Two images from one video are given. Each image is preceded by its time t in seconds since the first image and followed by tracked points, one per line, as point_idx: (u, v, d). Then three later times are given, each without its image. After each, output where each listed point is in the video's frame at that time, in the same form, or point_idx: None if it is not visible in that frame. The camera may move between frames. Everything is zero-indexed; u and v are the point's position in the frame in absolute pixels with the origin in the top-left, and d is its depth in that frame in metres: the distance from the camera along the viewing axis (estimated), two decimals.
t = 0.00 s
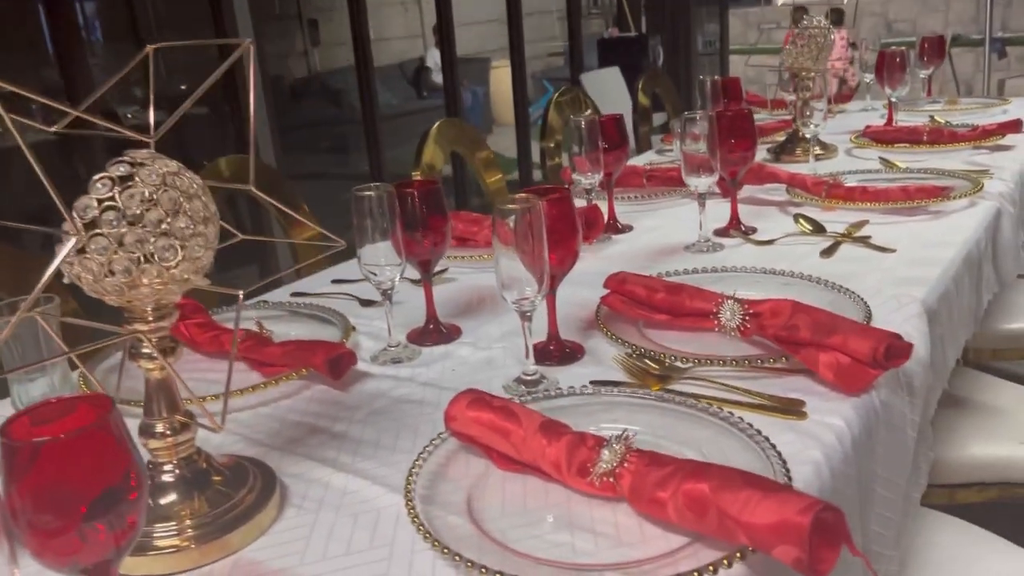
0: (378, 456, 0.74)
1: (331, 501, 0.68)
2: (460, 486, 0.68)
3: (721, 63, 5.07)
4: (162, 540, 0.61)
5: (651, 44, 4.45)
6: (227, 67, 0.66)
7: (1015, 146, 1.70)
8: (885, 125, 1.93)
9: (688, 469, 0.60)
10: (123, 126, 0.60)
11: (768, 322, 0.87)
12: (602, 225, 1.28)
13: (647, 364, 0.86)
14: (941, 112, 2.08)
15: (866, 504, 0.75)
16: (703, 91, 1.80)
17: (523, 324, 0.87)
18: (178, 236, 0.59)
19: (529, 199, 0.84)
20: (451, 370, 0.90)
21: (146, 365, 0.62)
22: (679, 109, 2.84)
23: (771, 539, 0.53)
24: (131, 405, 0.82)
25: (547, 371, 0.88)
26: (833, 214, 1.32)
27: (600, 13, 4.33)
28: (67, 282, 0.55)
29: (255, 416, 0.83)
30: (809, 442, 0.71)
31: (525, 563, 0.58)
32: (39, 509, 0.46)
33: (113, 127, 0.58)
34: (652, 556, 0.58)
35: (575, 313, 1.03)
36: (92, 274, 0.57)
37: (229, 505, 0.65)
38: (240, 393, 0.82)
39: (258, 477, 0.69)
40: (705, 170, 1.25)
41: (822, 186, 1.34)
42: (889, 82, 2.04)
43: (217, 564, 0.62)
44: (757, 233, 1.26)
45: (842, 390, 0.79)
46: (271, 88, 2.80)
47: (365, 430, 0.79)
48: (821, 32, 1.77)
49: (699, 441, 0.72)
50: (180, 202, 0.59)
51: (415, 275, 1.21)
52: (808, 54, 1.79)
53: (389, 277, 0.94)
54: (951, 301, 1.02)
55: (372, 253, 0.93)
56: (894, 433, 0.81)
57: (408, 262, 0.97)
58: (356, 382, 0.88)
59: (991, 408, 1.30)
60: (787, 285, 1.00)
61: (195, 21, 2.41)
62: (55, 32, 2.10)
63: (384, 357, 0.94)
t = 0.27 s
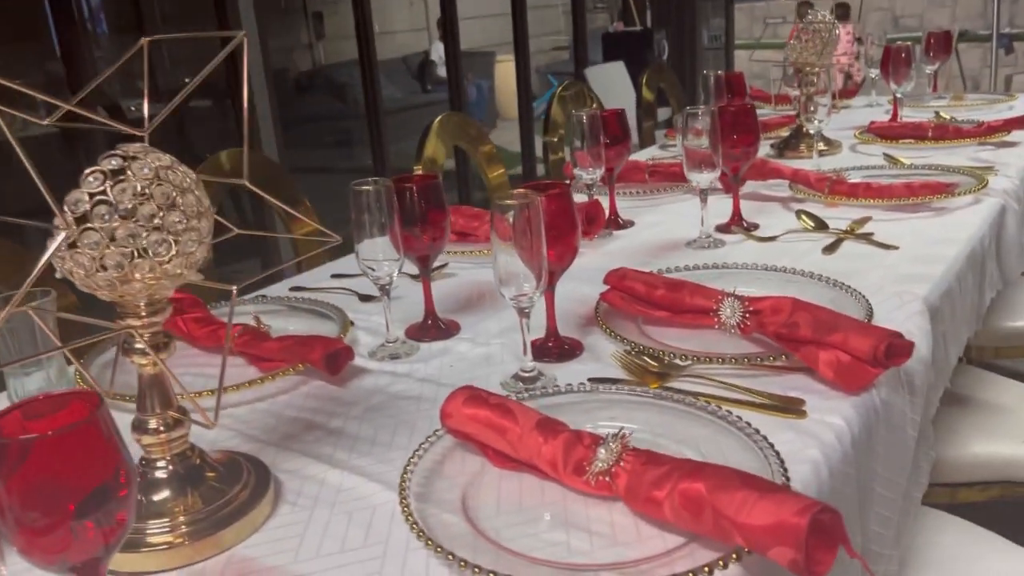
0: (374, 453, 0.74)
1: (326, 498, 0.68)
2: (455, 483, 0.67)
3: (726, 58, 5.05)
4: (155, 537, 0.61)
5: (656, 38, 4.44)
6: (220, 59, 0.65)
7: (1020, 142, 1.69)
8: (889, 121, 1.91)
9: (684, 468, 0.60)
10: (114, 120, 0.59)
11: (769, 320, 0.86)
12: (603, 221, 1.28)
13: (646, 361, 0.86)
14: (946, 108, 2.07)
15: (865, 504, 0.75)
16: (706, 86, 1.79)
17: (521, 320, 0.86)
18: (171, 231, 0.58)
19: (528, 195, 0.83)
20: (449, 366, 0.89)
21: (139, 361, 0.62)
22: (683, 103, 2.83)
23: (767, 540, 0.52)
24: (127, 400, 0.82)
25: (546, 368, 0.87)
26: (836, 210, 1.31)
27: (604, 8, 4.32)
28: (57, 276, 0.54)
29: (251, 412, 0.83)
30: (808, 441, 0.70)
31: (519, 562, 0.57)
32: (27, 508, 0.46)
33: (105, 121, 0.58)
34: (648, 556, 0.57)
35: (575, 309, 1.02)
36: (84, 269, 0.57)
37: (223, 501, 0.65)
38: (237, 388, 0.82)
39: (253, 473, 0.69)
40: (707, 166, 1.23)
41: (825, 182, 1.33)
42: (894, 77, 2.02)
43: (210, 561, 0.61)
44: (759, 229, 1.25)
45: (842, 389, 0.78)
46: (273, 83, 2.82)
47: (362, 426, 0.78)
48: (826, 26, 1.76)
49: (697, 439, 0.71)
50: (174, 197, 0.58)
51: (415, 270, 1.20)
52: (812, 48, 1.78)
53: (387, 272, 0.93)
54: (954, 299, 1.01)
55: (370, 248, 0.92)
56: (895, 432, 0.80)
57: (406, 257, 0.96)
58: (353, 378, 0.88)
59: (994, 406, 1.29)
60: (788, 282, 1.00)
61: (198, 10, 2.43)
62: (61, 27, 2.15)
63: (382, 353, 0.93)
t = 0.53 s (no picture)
0: (365, 455, 0.72)
1: (315, 502, 0.66)
2: (446, 488, 0.66)
3: (733, 54, 5.02)
4: (140, 541, 0.60)
5: (662, 33, 4.42)
6: (205, 56, 0.64)
7: None
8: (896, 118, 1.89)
9: (678, 476, 0.59)
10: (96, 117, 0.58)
11: (769, 322, 0.85)
12: (604, 219, 1.26)
13: (644, 363, 0.84)
14: (954, 106, 2.05)
15: (865, 510, 0.74)
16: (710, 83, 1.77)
17: (517, 321, 0.85)
18: (153, 231, 0.57)
19: (525, 194, 0.82)
20: (444, 367, 0.88)
21: (125, 362, 0.60)
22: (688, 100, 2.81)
23: (762, 552, 0.51)
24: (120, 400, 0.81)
25: (542, 369, 0.86)
26: (840, 209, 1.30)
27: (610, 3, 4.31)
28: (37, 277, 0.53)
29: (243, 412, 0.82)
30: (807, 447, 0.69)
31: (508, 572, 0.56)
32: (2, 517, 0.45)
33: (87, 119, 0.56)
34: (640, 566, 0.56)
35: (573, 309, 1.01)
36: (66, 269, 0.56)
37: (211, 505, 0.64)
38: (228, 388, 0.81)
39: (241, 476, 0.68)
40: (709, 164, 1.21)
41: (830, 181, 1.32)
42: (901, 75, 1.99)
43: (194, 567, 0.60)
44: (762, 228, 1.24)
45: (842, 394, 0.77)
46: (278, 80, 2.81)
47: (354, 428, 0.77)
48: (832, 23, 1.74)
49: (693, 444, 0.70)
50: (159, 196, 0.57)
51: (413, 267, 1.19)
52: (819, 45, 1.76)
53: (382, 272, 0.92)
54: (959, 302, 1.00)
55: (366, 246, 0.91)
56: (896, 438, 0.79)
57: (402, 255, 0.95)
58: (347, 378, 0.87)
59: (999, 408, 1.28)
60: (790, 283, 0.98)
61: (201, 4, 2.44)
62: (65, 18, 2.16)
63: (377, 352, 0.92)
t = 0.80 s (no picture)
0: (359, 459, 0.71)
1: (306, 508, 0.65)
2: (440, 494, 0.65)
3: (740, 51, 5.00)
4: (128, 548, 0.59)
5: (667, 30, 4.40)
6: (193, 53, 0.63)
7: None
8: (903, 117, 1.87)
9: (676, 484, 0.57)
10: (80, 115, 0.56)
11: (772, 325, 0.83)
12: (606, 218, 1.25)
13: (644, 366, 0.83)
14: (962, 105, 2.03)
15: (868, 518, 0.72)
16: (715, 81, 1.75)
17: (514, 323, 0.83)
18: (141, 231, 0.56)
19: (523, 194, 0.81)
20: (441, 368, 0.87)
21: (112, 366, 0.59)
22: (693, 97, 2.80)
23: (761, 564, 0.50)
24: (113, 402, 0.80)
25: (540, 371, 0.85)
26: (845, 209, 1.28)
27: None
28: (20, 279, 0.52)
29: (236, 414, 0.80)
30: (808, 454, 0.68)
31: None
32: None
33: (72, 118, 0.55)
34: None
35: (573, 310, 0.99)
36: (51, 271, 0.54)
37: (200, 510, 0.62)
38: (222, 389, 0.80)
39: (231, 480, 0.67)
40: (712, 162, 1.19)
41: (835, 180, 1.30)
42: (908, 72, 1.97)
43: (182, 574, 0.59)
44: (766, 228, 1.22)
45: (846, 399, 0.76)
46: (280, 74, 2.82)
47: (348, 431, 0.76)
48: (839, 19, 1.71)
49: (692, 449, 0.69)
50: (146, 195, 0.56)
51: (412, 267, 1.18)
52: (826, 42, 1.74)
53: (378, 272, 0.91)
54: (966, 304, 0.98)
55: (362, 245, 0.89)
56: (901, 445, 0.77)
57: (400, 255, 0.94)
58: (342, 379, 0.86)
59: (1006, 411, 1.26)
60: (793, 285, 0.97)
61: None
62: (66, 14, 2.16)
63: (373, 353, 0.91)
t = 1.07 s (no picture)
0: (351, 466, 0.70)
1: (296, 516, 0.64)
2: (433, 503, 0.63)
3: (746, 48, 4.97)
4: (113, 557, 0.58)
5: (673, 26, 4.39)
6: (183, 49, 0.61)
7: None
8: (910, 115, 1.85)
9: (674, 496, 0.56)
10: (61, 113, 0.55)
11: (774, 329, 0.82)
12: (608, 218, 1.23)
13: (643, 371, 0.82)
14: (969, 103, 2.01)
15: (871, 528, 0.71)
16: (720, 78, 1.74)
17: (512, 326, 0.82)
18: (124, 233, 0.54)
19: (520, 194, 0.79)
20: (437, 372, 0.85)
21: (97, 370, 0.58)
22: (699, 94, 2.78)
23: None
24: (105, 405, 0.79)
25: (537, 376, 0.83)
26: (850, 210, 1.26)
27: None
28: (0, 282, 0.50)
29: (228, 417, 0.79)
30: (810, 463, 0.66)
31: None
32: None
33: (52, 117, 0.54)
34: None
35: (572, 313, 0.98)
36: (32, 273, 0.53)
37: (187, 518, 0.61)
38: (214, 392, 0.79)
39: (220, 487, 0.65)
40: (715, 162, 1.17)
41: (840, 180, 1.28)
42: (915, 70, 1.95)
43: None
44: (770, 229, 1.20)
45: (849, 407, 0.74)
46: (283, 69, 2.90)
47: (341, 436, 0.75)
48: (845, 16, 1.69)
49: (691, 457, 0.67)
50: (130, 197, 0.54)
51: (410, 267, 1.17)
52: (832, 39, 1.72)
53: (374, 276, 0.88)
54: (973, 308, 0.96)
55: (356, 246, 0.88)
56: (905, 452, 0.76)
57: (396, 257, 0.92)
58: (336, 383, 0.84)
59: (1012, 416, 1.24)
60: (796, 288, 0.95)
61: None
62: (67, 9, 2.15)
63: (369, 356, 0.89)
